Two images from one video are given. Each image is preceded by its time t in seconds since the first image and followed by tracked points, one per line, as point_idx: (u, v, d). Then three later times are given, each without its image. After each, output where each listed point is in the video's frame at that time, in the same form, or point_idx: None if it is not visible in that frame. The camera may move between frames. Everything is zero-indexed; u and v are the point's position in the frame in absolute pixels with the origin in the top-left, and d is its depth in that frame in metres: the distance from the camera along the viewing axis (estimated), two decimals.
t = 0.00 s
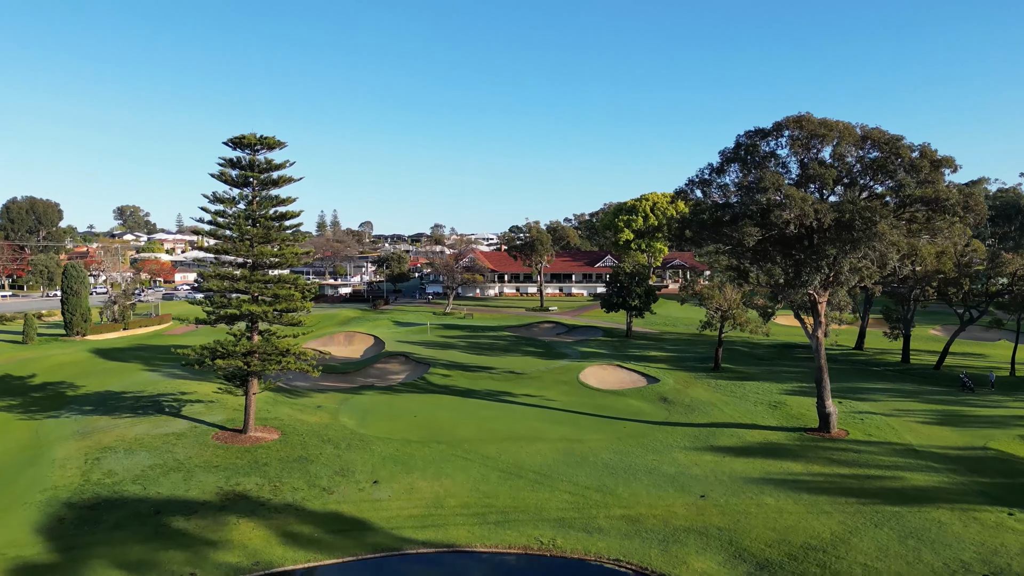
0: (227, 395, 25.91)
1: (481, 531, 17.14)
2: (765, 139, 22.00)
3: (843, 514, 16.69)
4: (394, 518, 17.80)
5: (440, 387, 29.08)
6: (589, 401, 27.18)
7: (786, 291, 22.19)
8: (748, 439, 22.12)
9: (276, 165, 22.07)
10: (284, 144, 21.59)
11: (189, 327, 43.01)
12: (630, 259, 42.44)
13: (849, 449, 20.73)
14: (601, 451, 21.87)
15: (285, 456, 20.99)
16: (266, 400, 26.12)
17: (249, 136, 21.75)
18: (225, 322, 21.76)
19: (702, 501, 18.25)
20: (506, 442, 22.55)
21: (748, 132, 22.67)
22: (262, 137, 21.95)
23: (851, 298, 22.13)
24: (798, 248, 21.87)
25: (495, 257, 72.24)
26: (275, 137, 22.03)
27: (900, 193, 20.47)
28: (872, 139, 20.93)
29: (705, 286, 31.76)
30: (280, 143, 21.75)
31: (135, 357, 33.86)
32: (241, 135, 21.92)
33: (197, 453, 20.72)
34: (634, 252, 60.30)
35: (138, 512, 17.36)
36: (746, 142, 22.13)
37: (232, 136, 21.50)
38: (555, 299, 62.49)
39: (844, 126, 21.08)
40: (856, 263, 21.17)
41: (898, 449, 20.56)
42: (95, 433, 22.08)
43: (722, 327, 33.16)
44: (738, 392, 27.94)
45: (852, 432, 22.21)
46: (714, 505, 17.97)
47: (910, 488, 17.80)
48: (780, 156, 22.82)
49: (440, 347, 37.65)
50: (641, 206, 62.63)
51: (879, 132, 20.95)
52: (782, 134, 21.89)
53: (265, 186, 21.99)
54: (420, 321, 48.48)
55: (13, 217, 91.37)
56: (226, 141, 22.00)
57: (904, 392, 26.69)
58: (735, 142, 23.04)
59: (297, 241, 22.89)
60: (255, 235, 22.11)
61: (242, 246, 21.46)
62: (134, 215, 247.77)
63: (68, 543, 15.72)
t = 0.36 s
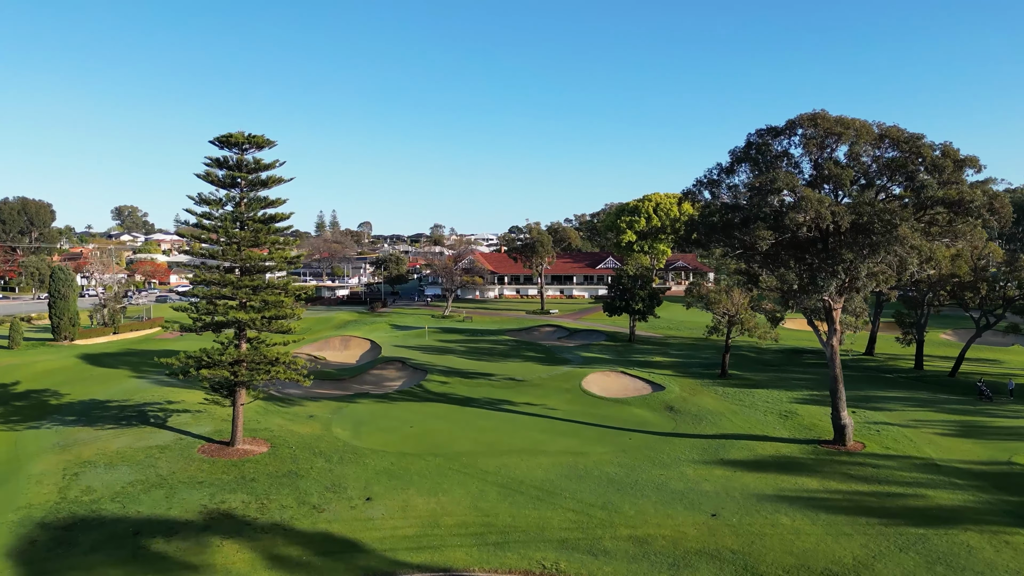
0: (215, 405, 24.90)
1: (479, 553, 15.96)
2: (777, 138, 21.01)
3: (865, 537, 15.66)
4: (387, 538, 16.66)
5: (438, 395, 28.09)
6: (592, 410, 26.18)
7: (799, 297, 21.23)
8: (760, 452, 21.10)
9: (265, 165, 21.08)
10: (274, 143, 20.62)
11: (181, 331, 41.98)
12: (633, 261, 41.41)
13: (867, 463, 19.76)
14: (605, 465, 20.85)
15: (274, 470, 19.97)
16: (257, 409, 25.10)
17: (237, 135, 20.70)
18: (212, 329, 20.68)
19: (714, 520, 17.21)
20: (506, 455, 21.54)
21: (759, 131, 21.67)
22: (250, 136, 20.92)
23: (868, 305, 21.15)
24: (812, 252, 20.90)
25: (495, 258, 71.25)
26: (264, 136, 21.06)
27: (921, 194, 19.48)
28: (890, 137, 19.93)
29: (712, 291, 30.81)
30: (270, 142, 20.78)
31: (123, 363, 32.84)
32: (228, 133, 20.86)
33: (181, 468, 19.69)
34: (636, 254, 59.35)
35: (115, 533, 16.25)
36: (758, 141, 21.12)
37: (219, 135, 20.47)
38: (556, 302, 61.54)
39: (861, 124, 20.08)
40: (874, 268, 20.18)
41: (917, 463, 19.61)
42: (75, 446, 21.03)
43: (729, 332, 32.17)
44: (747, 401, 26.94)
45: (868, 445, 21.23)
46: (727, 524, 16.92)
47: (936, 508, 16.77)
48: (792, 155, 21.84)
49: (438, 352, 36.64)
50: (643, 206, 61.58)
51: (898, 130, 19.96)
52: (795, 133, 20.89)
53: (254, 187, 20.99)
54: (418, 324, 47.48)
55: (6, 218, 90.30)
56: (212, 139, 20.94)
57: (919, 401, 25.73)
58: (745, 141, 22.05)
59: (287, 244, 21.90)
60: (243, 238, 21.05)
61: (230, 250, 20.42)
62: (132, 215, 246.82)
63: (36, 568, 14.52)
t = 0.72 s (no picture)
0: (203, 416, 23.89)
1: None
2: (791, 137, 20.06)
3: (891, 562, 14.60)
4: (379, 561, 15.45)
5: (436, 403, 27.09)
6: (596, 420, 25.18)
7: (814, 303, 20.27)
8: (773, 467, 20.09)
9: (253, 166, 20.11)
10: (263, 143, 19.65)
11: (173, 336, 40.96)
12: (636, 265, 40.43)
13: (886, 480, 18.78)
14: (611, 481, 19.83)
15: (262, 486, 18.96)
16: (247, 419, 24.10)
17: (223, 134, 19.58)
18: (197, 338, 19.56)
19: (727, 541, 16.12)
20: (506, 470, 20.53)
21: (772, 130, 20.73)
22: (237, 135, 19.82)
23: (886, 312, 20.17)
24: (828, 256, 19.92)
25: (495, 259, 70.30)
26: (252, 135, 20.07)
27: (944, 196, 18.49)
28: (911, 137, 18.93)
29: (719, 294, 29.80)
30: (259, 142, 19.77)
31: (111, 369, 31.84)
32: (213, 131, 19.70)
33: (164, 484, 18.67)
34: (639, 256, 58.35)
35: (90, 556, 15.08)
36: (771, 140, 20.16)
37: (204, 134, 19.41)
38: (557, 305, 60.59)
39: (880, 122, 19.08)
40: (895, 274, 19.18)
41: (939, 480, 18.64)
42: (53, 460, 19.98)
43: (736, 338, 31.18)
44: (757, 411, 25.93)
45: (886, 459, 20.26)
46: (741, 547, 15.81)
47: (964, 530, 15.76)
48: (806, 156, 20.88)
49: (437, 357, 35.65)
50: (646, 207, 60.48)
51: (919, 129, 18.96)
52: (810, 132, 19.89)
53: (241, 188, 20.00)
54: (416, 328, 46.51)
55: None
56: (196, 138, 19.80)
57: (936, 411, 24.75)
58: (757, 140, 21.11)
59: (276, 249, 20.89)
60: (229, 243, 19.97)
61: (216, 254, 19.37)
62: (129, 215, 245.90)
63: None
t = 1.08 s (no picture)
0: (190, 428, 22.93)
1: None
2: (805, 137, 19.10)
3: None
4: None
5: (433, 413, 26.12)
6: (599, 431, 24.21)
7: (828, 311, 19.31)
8: (786, 484, 19.11)
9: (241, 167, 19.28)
10: (252, 143, 18.85)
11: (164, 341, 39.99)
12: (639, 268, 39.49)
13: (907, 499, 17.81)
14: (616, 498, 18.81)
15: (249, 504, 17.97)
16: (236, 431, 23.12)
17: (209, 134, 18.63)
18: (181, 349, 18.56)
19: (741, 565, 14.99)
20: (506, 486, 19.53)
21: (784, 129, 19.80)
22: (224, 135, 18.89)
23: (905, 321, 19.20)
24: (843, 262, 18.96)
25: (495, 261, 69.39)
26: (239, 134, 19.22)
27: (968, 199, 17.50)
28: (932, 136, 17.97)
29: (726, 299, 28.83)
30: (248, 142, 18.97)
31: (99, 376, 30.87)
32: (198, 131, 18.74)
33: (145, 503, 17.67)
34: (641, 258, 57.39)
35: None
36: (784, 140, 19.22)
37: (188, 133, 18.47)
38: (557, 308, 59.65)
39: (900, 121, 18.12)
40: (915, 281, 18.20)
41: (963, 498, 17.68)
42: (30, 476, 18.97)
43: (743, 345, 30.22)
44: (766, 422, 24.97)
45: (905, 475, 19.30)
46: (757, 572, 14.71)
47: (996, 555, 14.76)
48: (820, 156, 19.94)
49: (435, 363, 34.72)
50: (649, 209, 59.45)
51: (940, 129, 17.99)
52: (826, 132, 18.93)
53: (227, 190, 19.18)
54: (414, 332, 45.55)
55: None
56: (181, 137, 18.82)
57: (954, 422, 23.79)
58: (768, 140, 20.18)
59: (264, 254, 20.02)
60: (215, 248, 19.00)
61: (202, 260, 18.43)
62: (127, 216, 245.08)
63: None
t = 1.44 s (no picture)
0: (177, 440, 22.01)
1: None
2: (819, 136, 18.32)
3: None
4: None
5: (431, 423, 25.23)
6: (603, 443, 23.29)
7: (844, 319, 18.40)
8: (801, 501, 18.20)
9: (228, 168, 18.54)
10: (240, 143, 18.15)
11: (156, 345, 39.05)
12: (642, 271, 38.60)
13: (929, 518, 16.91)
14: (622, 516, 17.86)
15: (236, 523, 17.04)
16: (226, 443, 22.21)
17: (196, 133, 17.96)
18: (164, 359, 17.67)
19: None
20: (507, 503, 18.59)
21: (798, 129, 19.04)
22: (211, 134, 18.23)
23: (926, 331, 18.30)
24: (861, 267, 18.08)
25: (495, 263, 68.53)
26: (226, 134, 18.50)
27: (995, 202, 16.59)
28: (954, 136, 17.09)
29: (733, 305, 27.92)
30: (235, 142, 18.27)
31: (87, 383, 29.96)
32: (184, 130, 18.05)
33: (126, 522, 16.72)
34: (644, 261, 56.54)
35: None
36: (798, 140, 18.44)
37: (173, 132, 17.71)
38: (558, 311, 58.79)
39: (921, 120, 17.28)
40: (937, 289, 17.29)
41: (988, 517, 16.78)
42: (6, 492, 18.03)
43: (751, 352, 29.32)
44: (777, 432, 24.06)
45: (925, 492, 18.39)
46: None
47: None
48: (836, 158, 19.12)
49: (433, 369, 33.82)
50: (652, 210, 58.55)
51: (963, 128, 17.13)
52: (843, 131, 18.09)
53: (213, 192, 18.41)
54: (412, 336, 44.65)
55: None
56: (165, 137, 18.10)
57: (972, 434, 22.90)
58: (781, 140, 19.42)
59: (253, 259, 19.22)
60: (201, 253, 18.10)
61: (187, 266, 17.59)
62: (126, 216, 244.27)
63: None
